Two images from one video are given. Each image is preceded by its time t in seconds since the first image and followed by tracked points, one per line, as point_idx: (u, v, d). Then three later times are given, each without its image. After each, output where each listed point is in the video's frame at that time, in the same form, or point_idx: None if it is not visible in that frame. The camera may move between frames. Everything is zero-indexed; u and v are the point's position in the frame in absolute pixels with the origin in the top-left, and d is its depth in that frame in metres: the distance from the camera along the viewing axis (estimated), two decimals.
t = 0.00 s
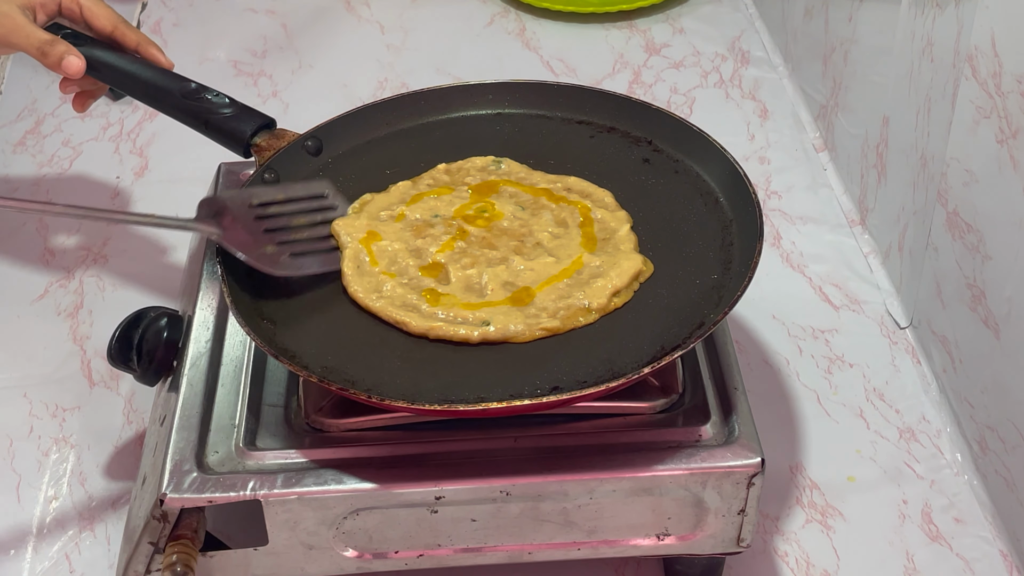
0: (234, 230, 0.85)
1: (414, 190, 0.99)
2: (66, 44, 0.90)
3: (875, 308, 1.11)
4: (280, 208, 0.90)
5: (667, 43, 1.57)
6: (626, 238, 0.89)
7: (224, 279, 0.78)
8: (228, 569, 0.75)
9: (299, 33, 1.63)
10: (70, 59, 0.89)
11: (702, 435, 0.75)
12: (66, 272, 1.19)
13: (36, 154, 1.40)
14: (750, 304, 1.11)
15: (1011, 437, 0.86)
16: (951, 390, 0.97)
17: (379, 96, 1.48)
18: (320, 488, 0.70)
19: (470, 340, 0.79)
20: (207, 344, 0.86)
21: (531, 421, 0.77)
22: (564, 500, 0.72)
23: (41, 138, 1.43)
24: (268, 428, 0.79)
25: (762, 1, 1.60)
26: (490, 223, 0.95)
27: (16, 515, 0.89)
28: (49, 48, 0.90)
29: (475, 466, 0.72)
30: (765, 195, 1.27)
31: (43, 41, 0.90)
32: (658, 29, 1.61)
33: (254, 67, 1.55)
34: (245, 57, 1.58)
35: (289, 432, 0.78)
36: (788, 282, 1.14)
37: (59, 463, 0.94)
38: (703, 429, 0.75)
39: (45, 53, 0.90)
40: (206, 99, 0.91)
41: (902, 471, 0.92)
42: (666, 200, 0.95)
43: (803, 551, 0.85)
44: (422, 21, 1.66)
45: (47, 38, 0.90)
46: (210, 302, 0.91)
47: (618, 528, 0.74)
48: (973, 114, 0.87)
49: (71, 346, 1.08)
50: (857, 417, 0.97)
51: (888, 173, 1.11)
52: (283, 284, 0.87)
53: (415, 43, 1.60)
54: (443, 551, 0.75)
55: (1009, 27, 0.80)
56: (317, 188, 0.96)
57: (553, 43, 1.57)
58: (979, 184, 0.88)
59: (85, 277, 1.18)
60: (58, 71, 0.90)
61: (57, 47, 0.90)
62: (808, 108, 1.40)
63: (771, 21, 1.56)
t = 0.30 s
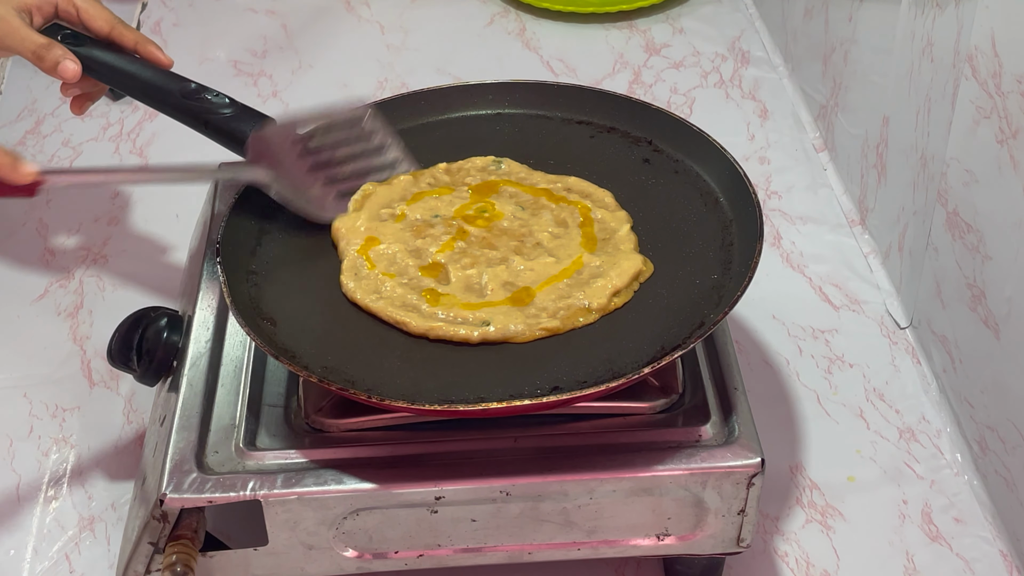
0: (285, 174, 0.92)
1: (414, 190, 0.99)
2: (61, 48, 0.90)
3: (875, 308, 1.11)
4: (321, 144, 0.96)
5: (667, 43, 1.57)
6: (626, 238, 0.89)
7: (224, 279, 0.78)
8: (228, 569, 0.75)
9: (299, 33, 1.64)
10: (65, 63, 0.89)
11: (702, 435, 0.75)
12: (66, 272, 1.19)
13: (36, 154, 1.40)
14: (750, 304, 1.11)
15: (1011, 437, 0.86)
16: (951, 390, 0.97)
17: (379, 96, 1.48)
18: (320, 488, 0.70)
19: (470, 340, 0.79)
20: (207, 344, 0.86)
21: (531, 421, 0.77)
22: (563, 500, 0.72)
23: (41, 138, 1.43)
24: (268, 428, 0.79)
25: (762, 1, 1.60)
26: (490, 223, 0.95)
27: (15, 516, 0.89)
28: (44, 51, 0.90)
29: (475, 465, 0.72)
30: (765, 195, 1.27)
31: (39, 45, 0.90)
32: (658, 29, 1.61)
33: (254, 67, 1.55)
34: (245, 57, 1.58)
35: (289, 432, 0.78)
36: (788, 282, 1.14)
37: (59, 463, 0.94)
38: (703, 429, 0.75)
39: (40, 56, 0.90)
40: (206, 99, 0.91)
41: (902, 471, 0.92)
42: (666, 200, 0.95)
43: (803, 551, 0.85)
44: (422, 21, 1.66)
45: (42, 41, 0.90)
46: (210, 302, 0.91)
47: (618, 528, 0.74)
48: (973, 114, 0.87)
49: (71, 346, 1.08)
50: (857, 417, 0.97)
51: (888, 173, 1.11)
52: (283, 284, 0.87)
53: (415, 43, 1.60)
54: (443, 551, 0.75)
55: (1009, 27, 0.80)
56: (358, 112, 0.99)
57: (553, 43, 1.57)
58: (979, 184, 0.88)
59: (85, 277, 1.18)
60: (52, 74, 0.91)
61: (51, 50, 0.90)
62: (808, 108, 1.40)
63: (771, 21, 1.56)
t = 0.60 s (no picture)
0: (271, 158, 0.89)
1: (414, 190, 0.99)
2: (64, 47, 0.90)
3: (875, 308, 1.11)
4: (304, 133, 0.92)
5: (667, 43, 1.57)
6: (626, 238, 0.90)
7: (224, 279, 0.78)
8: (229, 569, 0.75)
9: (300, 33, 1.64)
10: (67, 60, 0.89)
11: (702, 435, 0.75)
12: (66, 272, 1.19)
13: (36, 154, 1.40)
14: (750, 304, 1.11)
15: (1011, 437, 0.86)
16: (951, 390, 0.97)
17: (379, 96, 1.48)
18: (320, 488, 0.70)
19: (470, 340, 0.79)
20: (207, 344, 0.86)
21: (531, 420, 0.77)
22: (563, 500, 0.72)
23: (41, 138, 1.43)
24: (268, 427, 0.79)
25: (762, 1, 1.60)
26: (490, 223, 0.95)
27: (16, 515, 0.89)
28: (47, 48, 0.90)
29: (474, 465, 0.72)
30: (765, 195, 1.27)
31: (43, 42, 0.91)
32: (659, 29, 1.61)
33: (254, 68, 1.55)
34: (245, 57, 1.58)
35: (289, 432, 0.78)
36: (789, 282, 1.14)
37: (59, 463, 0.94)
38: (703, 429, 0.75)
39: (43, 53, 0.90)
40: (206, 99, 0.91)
41: (902, 471, 0.92)
42: (666, 200, 0.95)
43: (803, 551, 0.85)
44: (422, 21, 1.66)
45: (46, 38, 0.90)
46: (210, 302, 0.91)
47: (618, 528, 0.74)
48: (973, 114, 0.87)
49: (71, 346, 1.08)
50: (857, 416, 0.97)
51: (888, 173, 1.11)
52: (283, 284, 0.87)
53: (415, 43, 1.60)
54: (443, 551, 0.75)
55: (1009, 27, 0.80)
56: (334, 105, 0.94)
57: (553, 43, 1.57)
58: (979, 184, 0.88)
59: (85, 277, 1.18)
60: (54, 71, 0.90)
61: (55, 48, 0.90)
62: (808, 108, 1.40)
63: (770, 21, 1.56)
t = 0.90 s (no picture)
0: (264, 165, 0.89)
1: (414, 190, 0.99)
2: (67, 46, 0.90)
3: (875, 308, 1.11)
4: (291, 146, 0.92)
5: (667, 43, 1.57)
6: (626, 238, 0.89)
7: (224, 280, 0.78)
8: (228, 569, 0.75)
9: (299, 33, 1.64)
10: (70, 60, 0.89)
11: (702, 435, 0.75)
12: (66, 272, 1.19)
13: (36, 154, 1.40)
14: (750, 304, 1.11)
15: (1011, 437, 0.86)
16: (951, 390, 0.97)
17: (379, 96, 1.48)
18: (320, 488, 0.70)
19: (470, 341, 0.79)
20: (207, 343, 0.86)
21: (532, 420, 0.77)
22: (563, 500, 0.72)
23: (41, 138, 1.43)
24: (268, 427, 0.79)
25: (762, 1, 1.60)
26: (490, 223, 0.95)
27: (15, 516, 0.89)
28: (50, 47, 0.90)
29: (475, 465, 0.72)
30: (765, 195, 1.27)
31: (45, 40, 0.90)
32: (658, 29, 1.61)
33: (254, 68, 1.55)
34: (245, 57, 1.58)
35: (289, 432, 0.78)
36: (788, 282, 1.14)
37: (59, 463, 0.94)
38: (703, 429, 0.75)
39: (46, 51, 0.90)
40: (205, 99, 0.91)
41: (902, 471, 0.92)
42: (666, 200, 0.95)
43: (803, 551, 0.85)
44: (422, 21, 1.66)
45: (49, 36, 0.90)
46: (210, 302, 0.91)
47: (618, 528, 0.74)
48: (973, 114, 0.87)
49: (71, 346, 1.08)
50: (857, 416, 0.97)
51: (888, 173, 1.11)
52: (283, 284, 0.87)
53: (416, 44, 1.60)
54: (443, 551, 0.75)
55: (1009, 27, 0.80)
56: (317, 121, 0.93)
57: (553, 43, 1.57)
58: (979, 184, 0.88)
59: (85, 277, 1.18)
60: (57, 69, 0.91)
61: (58, 47, 0.90)
62: (808, 108, 1.40)
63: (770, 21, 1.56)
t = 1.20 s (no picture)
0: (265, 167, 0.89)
1: (415, 190, 0.99)
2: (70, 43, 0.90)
3: (875, 308, 1.11)
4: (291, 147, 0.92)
5: (667, 43, 1.57)
6: (626, 238, 0.89)
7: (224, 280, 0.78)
8: (228, 569, 0.75)
9: (299, 33, 1.64)
10: (71, 58, 0.89)
11: (702, 435, 0.75)
12: (66, 272, 1.19)
13: (36, 154, 1.40)
14: (750, 304, 1.11)
15: (1011, 437, 0.86)
16: (951, 390, 0.97)
17: (379, 96, 1.48)
18: (320, 488, 0.70)
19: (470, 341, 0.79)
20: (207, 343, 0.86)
21: (532, 420, 0.77)
22: (564, 500, 0.72)
23: (41, 138, 1.43)
24: (268, 427, 0.79)
25: (762, 1, 1.60)
26: (490, 223, 0.95)
27: (15, 516, 0.89)
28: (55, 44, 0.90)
29: (475, 465, 0.72)
30: (765, 195, 1.27)
31: (49, 37, 0.91)
32: (658, 29, 1.61)
33: (254, 68, 1.55)
34: (245, 57, 1.58)
35: (289, 432, 0.78)
36: (788, 282, 1.14)
37: (59, 463, 0.94)
38: (703, 429, 0.75)
39: (50, 48, 0.90)
40: (206, 98, 0.91)
41: (902, 471, 0.92)
42: (666, 200, 0.95)
43: (803, 551, 0.85)
44: (422, 21, 1.66)
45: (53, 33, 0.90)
46: (210, 302, 0.91)
47: (618, 528, 0.74)
48: (973, 114, 0.87)
49: (71, 346, 1.08)
50: (857, 416, 0.97)
51: (888, 173, 1.11)
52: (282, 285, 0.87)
53: (416, 44, 1.60)
54: (443, 551, 0.75)
55: (1009, 27, 0.80)
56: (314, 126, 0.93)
57: (553, 43, 1.57)
58: (979, 184, 0.88)
59: (85, 277, 1.18)
60: (60, 67, 0.91)
61: (61, 45, 0.90)
62: (808, 108, 1.40)
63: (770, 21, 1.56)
